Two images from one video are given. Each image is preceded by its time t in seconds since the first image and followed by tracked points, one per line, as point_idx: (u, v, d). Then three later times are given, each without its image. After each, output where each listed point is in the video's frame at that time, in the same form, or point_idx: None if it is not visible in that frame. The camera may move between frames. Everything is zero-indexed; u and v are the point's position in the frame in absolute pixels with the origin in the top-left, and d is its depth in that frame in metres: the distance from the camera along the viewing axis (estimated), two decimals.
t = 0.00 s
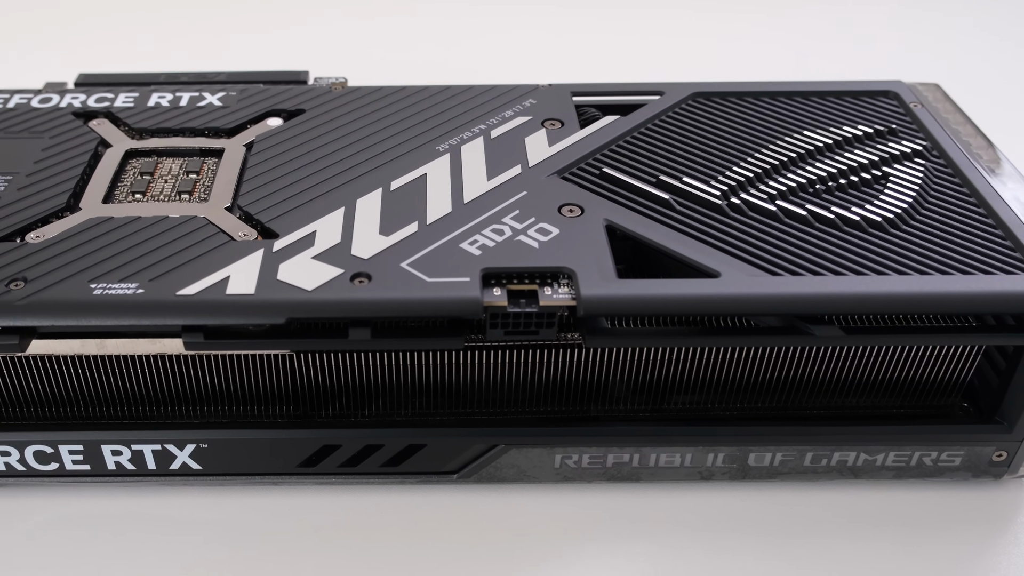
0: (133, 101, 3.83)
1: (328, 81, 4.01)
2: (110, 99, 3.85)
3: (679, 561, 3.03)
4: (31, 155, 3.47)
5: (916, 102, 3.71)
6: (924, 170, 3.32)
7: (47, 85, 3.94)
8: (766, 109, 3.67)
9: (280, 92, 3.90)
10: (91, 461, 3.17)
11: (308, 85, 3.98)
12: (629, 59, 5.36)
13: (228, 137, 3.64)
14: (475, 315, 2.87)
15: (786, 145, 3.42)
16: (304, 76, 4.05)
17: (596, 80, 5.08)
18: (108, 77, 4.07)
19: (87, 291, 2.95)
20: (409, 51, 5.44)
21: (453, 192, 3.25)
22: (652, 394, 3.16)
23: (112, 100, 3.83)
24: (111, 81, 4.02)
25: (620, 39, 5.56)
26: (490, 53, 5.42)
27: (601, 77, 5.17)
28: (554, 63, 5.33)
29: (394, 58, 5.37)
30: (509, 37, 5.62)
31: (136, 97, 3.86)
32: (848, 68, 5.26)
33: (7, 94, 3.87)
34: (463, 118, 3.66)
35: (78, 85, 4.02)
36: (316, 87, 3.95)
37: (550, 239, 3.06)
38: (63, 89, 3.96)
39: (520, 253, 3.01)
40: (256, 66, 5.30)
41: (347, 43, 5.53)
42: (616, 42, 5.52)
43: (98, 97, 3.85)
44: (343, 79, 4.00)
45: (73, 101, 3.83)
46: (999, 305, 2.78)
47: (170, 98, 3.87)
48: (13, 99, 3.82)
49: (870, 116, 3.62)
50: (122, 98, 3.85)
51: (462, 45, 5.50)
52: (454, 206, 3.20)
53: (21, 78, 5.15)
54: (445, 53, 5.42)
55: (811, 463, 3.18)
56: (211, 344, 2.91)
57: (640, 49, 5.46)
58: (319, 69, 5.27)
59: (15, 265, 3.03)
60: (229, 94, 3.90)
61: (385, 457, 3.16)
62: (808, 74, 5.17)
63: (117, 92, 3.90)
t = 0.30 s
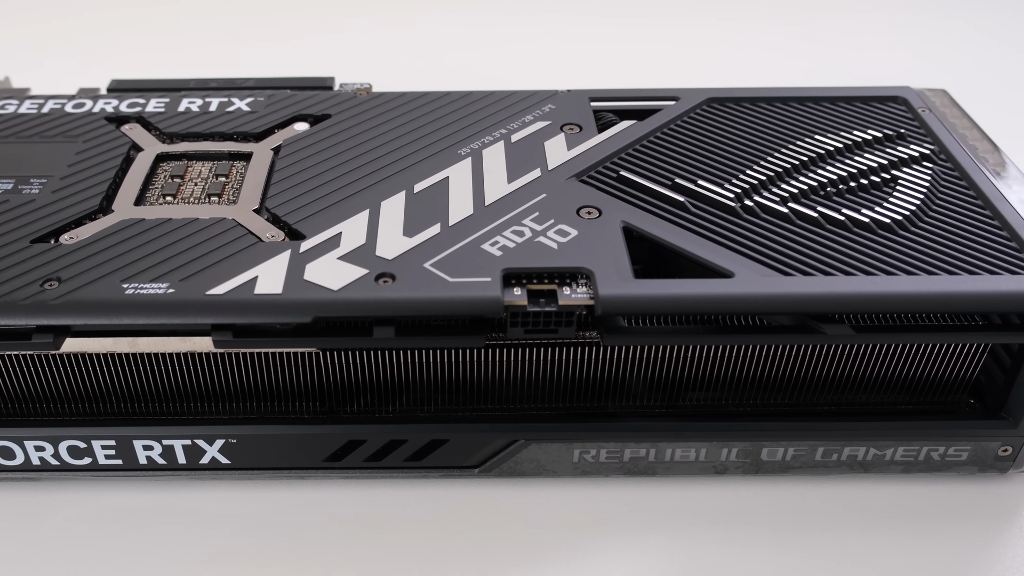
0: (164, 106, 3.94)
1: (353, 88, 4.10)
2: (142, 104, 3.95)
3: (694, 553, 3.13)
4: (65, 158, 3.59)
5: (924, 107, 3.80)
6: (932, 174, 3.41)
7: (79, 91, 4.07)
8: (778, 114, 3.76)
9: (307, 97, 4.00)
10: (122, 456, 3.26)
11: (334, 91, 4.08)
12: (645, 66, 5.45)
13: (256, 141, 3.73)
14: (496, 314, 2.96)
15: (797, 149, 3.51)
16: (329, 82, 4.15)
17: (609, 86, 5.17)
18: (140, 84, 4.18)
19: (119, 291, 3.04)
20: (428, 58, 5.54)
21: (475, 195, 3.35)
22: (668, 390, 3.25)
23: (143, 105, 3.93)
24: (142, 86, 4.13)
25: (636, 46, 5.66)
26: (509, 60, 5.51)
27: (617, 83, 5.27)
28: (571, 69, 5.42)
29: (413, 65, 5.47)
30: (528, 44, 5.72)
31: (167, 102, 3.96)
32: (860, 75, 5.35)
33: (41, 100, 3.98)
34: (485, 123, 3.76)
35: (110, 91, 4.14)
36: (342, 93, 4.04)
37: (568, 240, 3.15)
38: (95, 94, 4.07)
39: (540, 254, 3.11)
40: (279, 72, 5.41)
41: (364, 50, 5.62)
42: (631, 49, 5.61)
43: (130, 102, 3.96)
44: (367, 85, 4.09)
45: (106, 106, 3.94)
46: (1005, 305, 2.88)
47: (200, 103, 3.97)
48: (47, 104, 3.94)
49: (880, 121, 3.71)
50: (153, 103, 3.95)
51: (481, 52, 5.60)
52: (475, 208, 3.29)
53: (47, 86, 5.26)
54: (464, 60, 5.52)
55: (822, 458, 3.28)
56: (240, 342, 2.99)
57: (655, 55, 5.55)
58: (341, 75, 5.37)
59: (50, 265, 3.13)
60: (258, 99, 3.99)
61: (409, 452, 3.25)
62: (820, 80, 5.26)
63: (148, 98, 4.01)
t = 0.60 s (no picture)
0: (193, 111, 4.05)
1: (377, 93, 4.20)
2: (171, 109, 4.07)
3: (708, 545, 3.22)
4: (97, 162, 3.72)
5: (931, 111, 3.90)
6: (939, 177, 3.50)
7: (111, 96, 4.20)
8: (789, 119, 3.86)
9: (331, 102, 4.09)
10: (152, 451, 3.35)
11: (358, 96, 4.18)
12: (660, 72, 5.55)
13: (282, 145, 3.83)
14: (516, 313, 3.05)
15: (808, 153, 3.61)
16: (354, 88, 4.25)
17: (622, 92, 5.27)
18: (170, 89, 4.29)
19: (150, 290, 3.13)
20: (447, 65, 5.65)
21: (495, 197, 3.44)
22: (683, 387, 3.35)
23: (173, 110, 4.05)
24: (172, 92, 4.26)
25: (651, 53, 5.75)
26: (528, 67, 5.61)
27: (633, 89, 5.36)
28: (587, 76, 5.51)
29: (432, 72, 5.58)
30: (546, 51, 5.81)
31: (196, 107, 4.08)
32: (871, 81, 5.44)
33: (73, 105, 4.11)
34: (504, 127, 3.85)
35: (141, 97, 4.26)
36: (366, 98, 4.14)
37: (586, 241, 3.25)
38: (126, 99, 4.20)
39: (558, 255, 3.20)
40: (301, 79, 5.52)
41: (381, 56, 5.72)
42: (646, 56, 5.71)
43: (160, 107, 4.08)
44: (391, 90, 4.19)
45: (136, 111, 4.07)
46: (1009, 304, 2.97)
47: (227, 108, 4.07)
48: (80, 109, 4.08)
49: (889, 125, 3.80)
50: (182, 108, 4.07)
51: (499, 59, 5.70)
52: (495, 210, 3.39)
53: (73, 92, 5.40)
54: (480, 67, 5.62)
55: (833, 453, 3.37)
56: (267, 340, 3.08)
57: (670, 62, 5.65)
58: (362, 82, 5.48)
59: (83, 266, 3.22)
60: (284, 104, 4.09)
61: (430, 447, 3.34)
62: (832, 86, 5.36)
63: (178, 103, 4.13)
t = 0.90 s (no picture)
0: (219, 114, 4.14)
1: (398, 97, 4.28)
2: (197, 112, 4.16)
3: (722, 539, 3.30)
4: (125, 164, 3.82)
5: (940, 115, 3.97)
6: (948, 179, 3.58)
7: (139, 100, 4.30)
8: (801, 123, 3.94)
9: (354, 106, 4.18)
10: (179, 447, 3.43)
11: (380, 100, 4.26)
12: (674, 77, 5.63)
13: (306, 148, 3.91)
14: (534, 312, 3.13)
15: (819, 156, 3.68)
16: (375, 92, 4.33)
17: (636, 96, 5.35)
18: (195, 93, 4.38)
19: (176, 290, 3.21)
20: (463, 70, 5.74)
21: (514, 199, 3.52)
22: (698, 385, 3.43)
23: (199, 114, 4.14)
24: (198, 97, 4.35)
25: (665, 58, 5.83)
26: (545, 72, 5.69)
27: (647, 93, 5.44)
28: (603, 80, 5.59)
29: (449, 76, 5.67)
30: (563, 56, 5.89)
31: (221, 111, 4.16)
32: (882, 85, 5.51)
33: (102, 109, 4.22)
34: (523, 131, 3.93)
35: (168, 101, 4.35)
36: (387, 102, 4.22)
37: (602, 242, 3.32)
38: (153, 104, 4.30)
39: (576, 255, 3.28)
40: (321, 83, 5.61)
41: (398, 62, 5.82)
42: (661, 61, 5.79)
43: (186, 111, 4.17)
44: (412, 95, 4.27)
45: (163, 114, 4.16)
46: (1016, 303, 3.04)
47: (252, 112, 4.16)
48: (108, 113, 4.18)
49: (898, 129, 3.88)
50: (208, 112, 4.16)
51: (517, 64, 5.79)
52: (514, 211, 3.46)
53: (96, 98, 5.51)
54: (495, 72, 5.71)
55: (844, 448, 3.45)
56: (290, 338, 3.16)
57: (684, 67, 5.73)
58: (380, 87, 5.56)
59: (111, 266, 3.30)
60: (307, 108, 4.17)
61: (450, 443, 3.42)
62: (844, 91, 5.43)
63: (203, 107, 4.21)
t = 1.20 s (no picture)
0: (238, 116, 4.19)
1: (415, 100, 4.32)
2: (217, 114, 4.21)
3: (735, 534, 3.34)
4: (145, 165, 3.87)
5: (950, 117, 4.02)
6: (958, 180, 3.63)
7: (159, 102, 4.36)
8: (812, 124, 3.98)
9: (372, 108, 4.22)
10: (199, 444, 3.47)
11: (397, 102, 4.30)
12: (686, 79, 5.68)
13: (324, 149, 3.96)
14: (550, 311, 3.17)
15: (831, 157, 3.73)
16: (393, 94, 4.37)
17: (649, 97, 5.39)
18: (215, 95, 4.43)
19: (197, 290, 3.25)
20: (477, 72, 5.78)
21: (529, 200, 3.57)
22: (711, 383, 3.47)
23: (219, 116, 4.19)
24: (217, 98, 4.40)
25: (676, 60, 5.88)
26: (558, 74, 5.74)
27: (659, 95, 5.49)
28: (616, 82, 5.64)
29: (463, 79, 5.72)
30: (576, 58, 5.94)
31: (241, 112, 4.21)
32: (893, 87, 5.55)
33: (123, 111, 4.28)
34: (538, 132, 3.98)
35: (188, 103, 4.40)
36: (405, 103, 4.26)
37: (617, 242, 3.37)
38: (174, 106, 4.35)
39: (591, 255, 3.32)
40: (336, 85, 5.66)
41: (411, 64, 5.87)
42: (673, 63, 5.84)
43: (206, 112, 4.22)
44: (429, 97, 4.32)
45: (183, 116, 4.21)
46: None
47: (271, 113, 4.20)
48: (129, 115, 4.23)
49: (909, 130, 3.92)
50: (228, 113, 4.21)
51: (531, 66, 5.84)
52: (530, 212, 3.51)
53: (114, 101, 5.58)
54: (508, 74, 5.76)
55: (855, 446, 3.49)
56: (309, 337, 3.20)
57: (696, 69, 5.77)
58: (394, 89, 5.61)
59: (133, 265, 3.35)
60: (326, 110, 4.22)
61: (467, 440, 3.47)
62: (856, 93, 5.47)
63: (223, 108, 4.26)
